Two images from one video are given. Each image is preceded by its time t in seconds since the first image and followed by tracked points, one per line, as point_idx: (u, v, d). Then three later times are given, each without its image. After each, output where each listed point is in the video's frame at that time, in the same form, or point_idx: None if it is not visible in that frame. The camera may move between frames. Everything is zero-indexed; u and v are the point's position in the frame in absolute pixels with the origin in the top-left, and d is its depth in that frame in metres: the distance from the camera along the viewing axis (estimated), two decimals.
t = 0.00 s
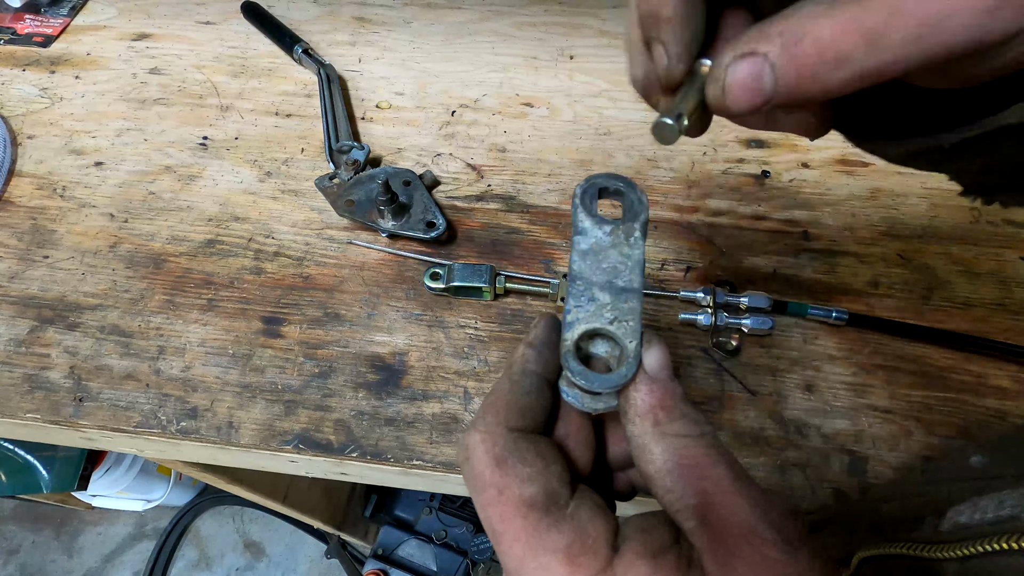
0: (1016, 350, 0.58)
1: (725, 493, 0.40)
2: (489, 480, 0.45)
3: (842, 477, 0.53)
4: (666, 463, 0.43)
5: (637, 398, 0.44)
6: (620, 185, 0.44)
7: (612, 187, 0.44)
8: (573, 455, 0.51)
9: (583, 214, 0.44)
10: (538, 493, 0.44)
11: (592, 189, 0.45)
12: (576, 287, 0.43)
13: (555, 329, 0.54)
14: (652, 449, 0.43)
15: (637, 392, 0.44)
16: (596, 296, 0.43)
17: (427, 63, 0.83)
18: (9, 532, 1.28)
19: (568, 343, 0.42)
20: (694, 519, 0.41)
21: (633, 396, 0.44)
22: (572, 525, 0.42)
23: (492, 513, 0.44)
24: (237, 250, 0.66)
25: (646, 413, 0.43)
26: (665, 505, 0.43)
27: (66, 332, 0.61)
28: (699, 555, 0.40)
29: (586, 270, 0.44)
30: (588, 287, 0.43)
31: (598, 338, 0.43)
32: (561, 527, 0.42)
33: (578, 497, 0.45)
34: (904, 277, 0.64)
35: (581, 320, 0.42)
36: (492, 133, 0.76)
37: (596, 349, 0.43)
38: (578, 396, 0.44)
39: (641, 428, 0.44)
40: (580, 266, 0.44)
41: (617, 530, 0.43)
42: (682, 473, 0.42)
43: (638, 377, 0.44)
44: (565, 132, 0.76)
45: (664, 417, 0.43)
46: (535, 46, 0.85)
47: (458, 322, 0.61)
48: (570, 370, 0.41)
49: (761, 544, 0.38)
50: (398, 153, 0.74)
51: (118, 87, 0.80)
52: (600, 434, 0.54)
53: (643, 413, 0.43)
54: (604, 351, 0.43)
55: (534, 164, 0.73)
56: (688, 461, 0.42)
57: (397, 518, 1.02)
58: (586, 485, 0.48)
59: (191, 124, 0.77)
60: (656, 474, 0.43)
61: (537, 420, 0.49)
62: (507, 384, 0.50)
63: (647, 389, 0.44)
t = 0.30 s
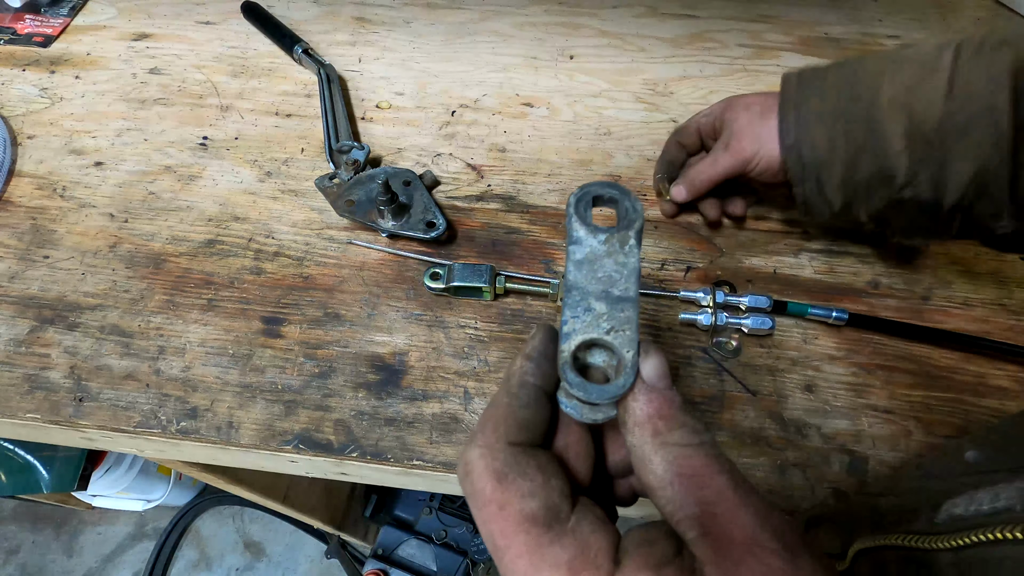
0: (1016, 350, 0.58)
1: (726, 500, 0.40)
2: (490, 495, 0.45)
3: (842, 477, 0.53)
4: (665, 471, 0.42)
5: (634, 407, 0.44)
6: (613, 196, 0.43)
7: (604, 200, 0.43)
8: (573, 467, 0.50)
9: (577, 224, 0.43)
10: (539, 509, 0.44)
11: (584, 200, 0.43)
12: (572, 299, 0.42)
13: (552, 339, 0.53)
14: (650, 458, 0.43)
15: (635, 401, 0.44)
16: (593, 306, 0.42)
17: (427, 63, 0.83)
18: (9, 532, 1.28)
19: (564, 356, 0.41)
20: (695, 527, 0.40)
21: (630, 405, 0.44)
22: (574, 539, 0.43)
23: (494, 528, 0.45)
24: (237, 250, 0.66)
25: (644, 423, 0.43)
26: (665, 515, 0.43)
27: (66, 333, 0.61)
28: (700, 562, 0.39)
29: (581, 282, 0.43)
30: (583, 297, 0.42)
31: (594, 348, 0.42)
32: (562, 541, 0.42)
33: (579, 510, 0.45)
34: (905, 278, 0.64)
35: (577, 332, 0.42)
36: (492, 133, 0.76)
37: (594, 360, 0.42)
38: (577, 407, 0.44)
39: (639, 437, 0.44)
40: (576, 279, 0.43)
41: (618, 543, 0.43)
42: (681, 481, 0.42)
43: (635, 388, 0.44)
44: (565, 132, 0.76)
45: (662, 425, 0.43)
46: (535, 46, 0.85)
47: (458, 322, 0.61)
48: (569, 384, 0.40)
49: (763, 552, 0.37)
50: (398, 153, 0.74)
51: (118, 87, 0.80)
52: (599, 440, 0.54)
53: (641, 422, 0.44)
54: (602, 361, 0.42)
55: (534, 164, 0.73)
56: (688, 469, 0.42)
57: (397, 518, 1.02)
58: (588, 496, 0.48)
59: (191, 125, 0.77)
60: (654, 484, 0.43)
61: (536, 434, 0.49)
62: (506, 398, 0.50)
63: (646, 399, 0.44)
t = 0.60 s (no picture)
0: (1016, 350, 0.58)
1: (718, 499, 0.40)
2: (494, 491, 0.46)
3: (842, 476, 0.53)
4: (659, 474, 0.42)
5: (629, 413, 0.44)
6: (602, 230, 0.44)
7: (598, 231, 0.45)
8: (573, 475, 0.50)
9: (573, 253, 0.44)
10: (540, 504, 0.45)
11: (581, 235, 0.44)
12: (569, 318, 0.43)
13: (555, 355, 0.54)
14: (645, 463, 0.43)
15: (628, 408, 0.44)
16: (590, 325, 0.43)
17: (427, 63, 0.83)
18: (9, 532, 1.28)
19: (564, 367, 0.42)
20: (688, 525, 0.40)
21: (624, 413, 0.44)
22: (573, 533, 0.43)
23: (497, 523, 0.45)
24: (237, 250, 0.66)
25: (638, 427, 0.43)
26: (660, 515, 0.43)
27: (66, 332, 0.61)
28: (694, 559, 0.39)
29: (579, 302, 0.43)
30: (580, 316, 0.43)
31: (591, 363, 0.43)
32: (562, 532, 0.43)
33: (578, 506, 0.46)
34: (905, 277, 0.64)
35: (574, 348, 0.42)
36: (492, 133, 0.76)
37: (591, 374, 0.43)
38: (576, 417, 0.44)
39: (634, 442, 0.43)
40: (573, 300, 0.44)
41: (614, 538, 0.44)
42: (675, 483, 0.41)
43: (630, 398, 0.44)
44: (565, 132, 0.76)
45: (656, 430, 0.43)
46: (535, 46, 0.85)
47: (458, 322, 0.61)
48: (569, 392, 0.41)
49: (755, 546, 0.37)
50: (398, 153, 0.74)
51: (118, 87, 0.80)
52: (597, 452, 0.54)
53: (635, 427, 0.43)
54: (599, 376, 0.43)
55: (534, 164, 0.73)
56: (682, 471, 0.42)
57: (397, 518, 1.02)
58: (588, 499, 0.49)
59: (191, 125, 0.77)
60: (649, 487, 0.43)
61: (539, 438, 0.50)
62: (509, 405, 0.50)
63: (639, 405, 0.44)
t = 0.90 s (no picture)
0: (1016, 351, 0.58)
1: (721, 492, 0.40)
2: (507, 491, 0.46)
3: (842, 476, 0.53)
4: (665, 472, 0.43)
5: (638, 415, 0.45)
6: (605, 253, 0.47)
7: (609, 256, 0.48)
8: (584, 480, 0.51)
9: (585, 270, 0.47)
10: (551, 504, 0.45)
11: (591, 256, 0.47)
12: (584, 328, 0.44)
13: (568, 365, 0.54)
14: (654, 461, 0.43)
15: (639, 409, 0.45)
16: (602, 335, 0.44)
17: (427, 63, 0.83)
18: (10, 532, 1.28)
19: (578, 373, 0.43)
20: (692, 518, 0.40)
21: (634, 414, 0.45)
22: (581, 530, 0.44)
23: (511, 521, 0.46)
24: (237, 250, 0.66)
25: (648, 430, 0.44)
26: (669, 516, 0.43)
27: (66, 332, 0.61)
28: (696, 550, 0.39)
29: (592, 312, 0.45)
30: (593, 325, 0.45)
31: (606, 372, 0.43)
32: (571, 530, 0.44)
33: (588, 507, 0.46)
34: (905, 277, 0.64)
35: (590, 356, 0.43)
36: (492, 133, 0.76)
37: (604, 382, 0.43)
38: (591, 423, 0.45)
39: (643, 441, 0.44)
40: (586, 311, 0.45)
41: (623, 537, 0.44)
42: (681, 480, 0.42)
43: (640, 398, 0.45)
44: (565, 133, 0.76)
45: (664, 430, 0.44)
46: (535, 46, 0.85)
47: (458, 322, 0.61)
48: (582, 396, 0.42)
49: (757, 539, 0.37)
50: (398, 153, 0.74)
51: (118, 87, 0.80)
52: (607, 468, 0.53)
53: (644, 427, 0.44)
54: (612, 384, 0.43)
55: (534, 164, 0.73)
56: (687, 467, 0.42)
57: (397, 518, 1.02)
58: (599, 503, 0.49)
59: (191, 125, 0.77)
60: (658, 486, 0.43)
61: (553, 443, 0.51)
62: (523, 412, 0.51)
63: (649, 410, 0.44)
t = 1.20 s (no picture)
0: (1016, 350, 0.58)
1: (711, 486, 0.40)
2: (509, 493, 0.47)
3: (842, 477, 0.53)
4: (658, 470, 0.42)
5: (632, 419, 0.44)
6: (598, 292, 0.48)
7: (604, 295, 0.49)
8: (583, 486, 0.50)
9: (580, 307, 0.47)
10: (552, 503, 0.46)
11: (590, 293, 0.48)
12: (584, 353, 0.46)
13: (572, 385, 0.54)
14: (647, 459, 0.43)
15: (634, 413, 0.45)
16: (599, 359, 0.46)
17: (427, 63, 0.83)
18: (9, 532, 1.28)
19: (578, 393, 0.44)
20: (683, 513, 0.40)
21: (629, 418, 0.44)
22: (580, 522, 0.44)
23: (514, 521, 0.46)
24: (237, 250, 0.66)
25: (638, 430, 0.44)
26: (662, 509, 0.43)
27: (66, 332, 0.61)
28: (684, 541, 0.39)
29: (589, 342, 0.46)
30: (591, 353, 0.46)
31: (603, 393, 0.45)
32: (569, 523, 0.44)
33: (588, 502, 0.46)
34: (905, 277, 0.64)
35: (590, 378, 0.45)
36: (492, 133, 0.76)
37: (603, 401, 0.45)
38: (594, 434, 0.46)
39: (637, 443, 0.44)
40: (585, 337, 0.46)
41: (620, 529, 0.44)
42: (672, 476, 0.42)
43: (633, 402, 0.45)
44: (565, 133, 0.76)
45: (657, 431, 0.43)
46: (535, 46, 0.85)
47: (458, 322, 0.61)
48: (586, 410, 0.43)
49: (742, 529, 0.38)
50: (398, 153, 0.74)
51: (118, 87, 0.80)
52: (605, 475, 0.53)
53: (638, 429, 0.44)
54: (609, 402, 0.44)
55: (534, 164, 0.73)
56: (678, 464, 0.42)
57: (397, 518, 1.02)
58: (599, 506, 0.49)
59: (191, 125, 0.77)
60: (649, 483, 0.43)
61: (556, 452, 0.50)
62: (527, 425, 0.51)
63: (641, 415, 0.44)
